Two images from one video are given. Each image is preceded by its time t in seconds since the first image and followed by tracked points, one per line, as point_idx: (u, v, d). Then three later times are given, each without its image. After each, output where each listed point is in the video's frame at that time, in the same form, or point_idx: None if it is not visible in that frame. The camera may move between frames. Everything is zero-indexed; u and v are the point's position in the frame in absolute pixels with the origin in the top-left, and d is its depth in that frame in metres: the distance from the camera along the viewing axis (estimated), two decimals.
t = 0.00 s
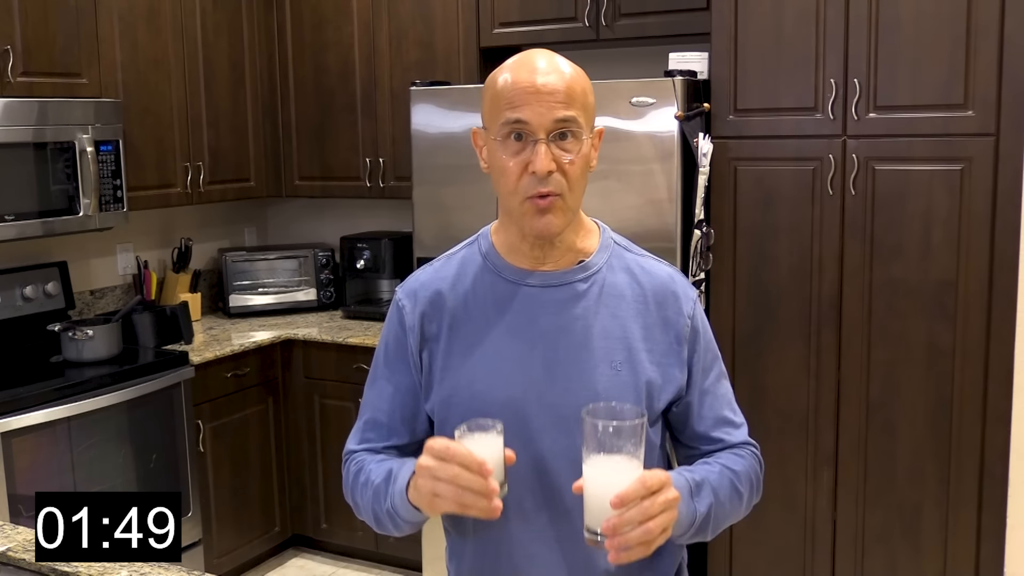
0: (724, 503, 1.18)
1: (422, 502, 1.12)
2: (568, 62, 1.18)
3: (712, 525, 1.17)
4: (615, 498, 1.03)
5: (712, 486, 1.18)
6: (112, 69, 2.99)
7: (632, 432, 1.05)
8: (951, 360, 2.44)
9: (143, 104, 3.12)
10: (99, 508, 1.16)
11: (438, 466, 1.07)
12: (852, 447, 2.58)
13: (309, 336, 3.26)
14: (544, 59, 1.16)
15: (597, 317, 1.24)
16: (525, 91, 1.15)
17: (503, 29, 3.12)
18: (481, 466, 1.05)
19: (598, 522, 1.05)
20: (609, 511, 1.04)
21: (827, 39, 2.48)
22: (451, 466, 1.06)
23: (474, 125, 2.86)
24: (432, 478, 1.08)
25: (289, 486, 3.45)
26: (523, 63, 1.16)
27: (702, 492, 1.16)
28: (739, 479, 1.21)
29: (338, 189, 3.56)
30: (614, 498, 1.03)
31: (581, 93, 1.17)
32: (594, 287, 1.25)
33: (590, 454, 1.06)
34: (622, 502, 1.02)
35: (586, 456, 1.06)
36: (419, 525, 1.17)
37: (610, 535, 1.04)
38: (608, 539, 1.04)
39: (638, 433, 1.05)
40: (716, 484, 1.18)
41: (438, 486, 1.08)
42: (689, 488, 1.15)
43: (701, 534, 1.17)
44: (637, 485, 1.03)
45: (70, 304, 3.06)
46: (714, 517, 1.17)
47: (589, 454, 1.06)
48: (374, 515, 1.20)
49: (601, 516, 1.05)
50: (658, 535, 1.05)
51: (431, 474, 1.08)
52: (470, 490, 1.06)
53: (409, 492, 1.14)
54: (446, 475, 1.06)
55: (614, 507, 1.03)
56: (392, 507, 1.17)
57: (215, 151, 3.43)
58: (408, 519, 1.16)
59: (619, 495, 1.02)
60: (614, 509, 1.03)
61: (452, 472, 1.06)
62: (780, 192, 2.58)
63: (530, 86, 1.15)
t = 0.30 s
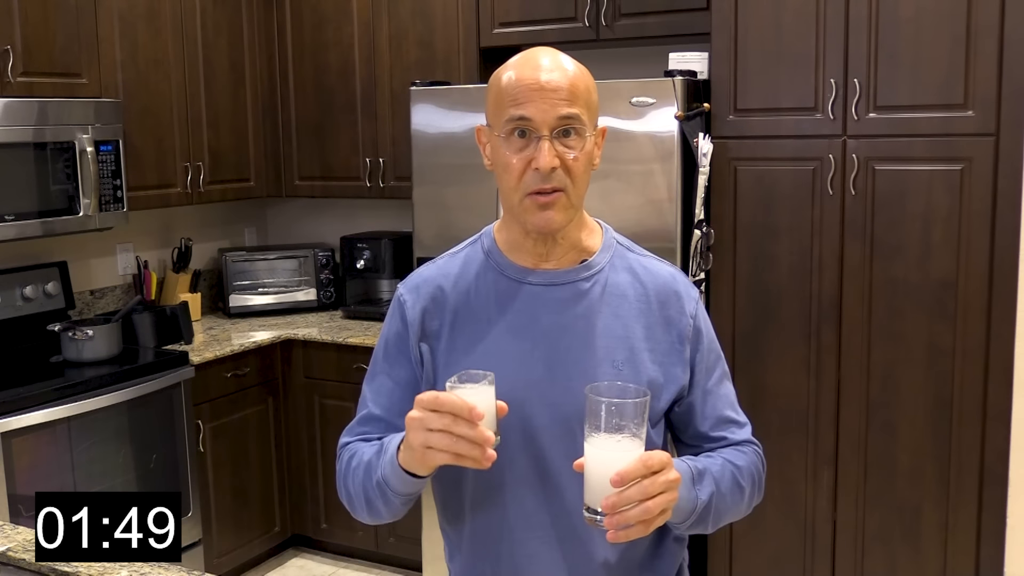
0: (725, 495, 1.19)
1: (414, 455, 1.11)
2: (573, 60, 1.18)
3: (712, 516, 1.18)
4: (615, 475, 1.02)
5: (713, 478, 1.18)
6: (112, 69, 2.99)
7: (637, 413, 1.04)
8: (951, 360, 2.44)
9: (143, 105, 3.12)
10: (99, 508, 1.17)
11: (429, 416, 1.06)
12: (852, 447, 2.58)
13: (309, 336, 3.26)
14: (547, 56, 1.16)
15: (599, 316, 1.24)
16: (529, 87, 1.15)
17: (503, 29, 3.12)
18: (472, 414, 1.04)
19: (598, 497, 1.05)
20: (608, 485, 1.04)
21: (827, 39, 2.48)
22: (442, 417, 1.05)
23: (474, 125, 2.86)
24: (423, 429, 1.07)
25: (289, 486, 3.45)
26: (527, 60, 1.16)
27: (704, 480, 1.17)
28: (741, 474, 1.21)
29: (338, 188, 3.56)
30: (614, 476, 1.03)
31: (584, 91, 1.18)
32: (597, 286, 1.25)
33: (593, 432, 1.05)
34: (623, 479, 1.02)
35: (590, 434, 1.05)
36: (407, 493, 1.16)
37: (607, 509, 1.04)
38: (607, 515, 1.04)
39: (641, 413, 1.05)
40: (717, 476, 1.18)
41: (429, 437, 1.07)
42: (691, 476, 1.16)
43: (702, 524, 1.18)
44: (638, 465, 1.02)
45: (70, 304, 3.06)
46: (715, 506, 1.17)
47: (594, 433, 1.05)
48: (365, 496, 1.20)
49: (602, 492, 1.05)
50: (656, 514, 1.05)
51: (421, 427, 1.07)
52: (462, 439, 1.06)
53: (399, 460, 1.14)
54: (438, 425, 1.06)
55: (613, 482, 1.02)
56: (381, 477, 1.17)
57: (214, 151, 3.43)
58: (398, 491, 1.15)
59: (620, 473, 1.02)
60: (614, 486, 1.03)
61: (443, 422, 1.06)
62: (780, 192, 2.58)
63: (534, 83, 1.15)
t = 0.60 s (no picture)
0: (724, 492, 1.18)
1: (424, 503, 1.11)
2: (581, 68, 1.15)
3: (711, 512, 1.18)
4: (614, 464, 1.03)
5: (711, 473, 1.18)
6: (112, 69, 2.99)
7: (637, 403, 1.04)
8: (951, 360, 2.44)
9: (143, 104, 3.12)
10: (99, 508, 1.18)
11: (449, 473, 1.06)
12: (852, 447, 2.58)
13: (309, 336, 3.26)
14: (556, 66, 1.14)
15: (601, 316, 1.24)
16: (538, 100, 1.13)
17: (503, 28, 3.12)
18: (485, 476, 1.04)
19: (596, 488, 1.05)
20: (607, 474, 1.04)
21: (827, 39, 2.48)
22: (457, 477, 1.06)
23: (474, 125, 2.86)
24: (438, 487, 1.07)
25: (289, 486, 3.45)
26: (535, 71, 1.14)
27: (703, 475, 1.17)
28: (741, 472, 1.21)
29: (338, 188, 3.56)
30: (613, 465, 1.03)
31: (593, 100, 1.16)
32: (597, 286, 1.25)
33: (591, 422, 1.05)
34: (622, 467, 1.02)
35: (587, 424, 1.06)
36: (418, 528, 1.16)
37: (605, 499, 1.04)
38: (604, 505, 1.04)
39: (640, 404, 1.05)
40: (717, 473, 1.19)
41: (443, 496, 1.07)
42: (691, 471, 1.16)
43: (701, 521, 1.18)
44: (638, 454, 1.03)
45: (70, 304, 3.06)
46: (714, 503, 1.17)
47: (591, 423, 1.05)
48: (376, 517, 1.20)
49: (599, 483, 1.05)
50: (654, 505, 1.05)
51: (438, 487, 1.07)
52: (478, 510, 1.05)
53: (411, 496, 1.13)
54: (454, 487, 1.06)
55: (612, 472, 1.03)
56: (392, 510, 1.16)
57: (214, 150, 3.42)
58: (408, 525, 1.15)
59: (619, 462, 1.02)
60: (612, 476, 1.03)
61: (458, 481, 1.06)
62: (780, 192, 2.58)
63: (543, 95, 1.13)
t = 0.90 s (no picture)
0: (734, 475, 1.16)
1: None
2: (581, 77, 1.15)
3: (723, 495, 1.15)
4: (619, 437, 0.99)
5: (719, 454, 1.16)
6: (112, 69, 2.99)
7: (633, 375, 1.01)
8: (951, 360, 2.44)
9: (142, 105, 3.12)
10: (99, 508, 1.18)
11: None
12: (852, 447, 2.58)
13: (309, 336, 3.26)
14: (557, 77, 1.13)
15: (598, 315, 1.24)
16: (541, 113, 1.13)
17: (503, 29, 3.12)
18: None
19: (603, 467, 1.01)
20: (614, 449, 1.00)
21: (827, 39, 2.48)
22: None
23: (474, 125, 2.86)
24: None
25: (289, 486, 3.45)
26: (537, 82, 1.13)
27: (710, 455, 1.15)
28: (751, 457, 1.19)
29: (338, 189, 3.56)
30: (618, 439, 0.99)
31: (594, 110, 1.15)
32: (594, 283, 1.25)
33: (589, 400, 1.01)
34: (628, 440, 0.98)
35: (584, 402, 1.01)
36: None
37: (614, 476, 1.00)
38: (615, 482, 1.00)
39: (638, 374, 1.01)
40: (725, 456, 1.16)
41: None
42: (700, 450, 1.13)
43: (711, 505, 1.15)
44: (642, 424, 0.99)
45: (70, 304, 3.06)
46: (724, 487, 1.15)
47: (588, 401, 1.01)
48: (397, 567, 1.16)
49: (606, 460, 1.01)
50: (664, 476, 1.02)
51: None
52: None
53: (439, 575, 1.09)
54: None
55: (619, 446, 0.99)
56: None
57: (214, 151, 3.42)
58: None
59: (623, 434, 0.98)
60: (619, 451, 0.99)
61: None
62: (780, 192, 2.58)
63: (547, 109, 1.13)
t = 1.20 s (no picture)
0: (756, 443, 1.12)
1: None
2: (567, 73, 1.15)
3: (748, 464, 1.11)
4: (640, 395, 0.98)
5: (738, 422, 1.12)
6: (112, 69, 2.99)
7: (625, 341, 1.02)
8: (951, 361, 2.44)
9: (142, 105, 3.12)
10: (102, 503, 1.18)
11: None
12: (852, 447, 2.58)
13: (309, 336, 3.26)
14: (542, 73, 1.14)
15: (592, 310, 1.24)
16: (528, 108, 1.13)
17: (503, 29, 3.12)
18: None
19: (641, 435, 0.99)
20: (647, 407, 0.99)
21: (827, 39, 2.48)
22: None
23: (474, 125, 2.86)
24: None
25: (289, 486, 3.45)
26: (523, 79, 1.14)
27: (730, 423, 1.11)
28: (771, 427, 1.14)
29: (338, 189, 3.56)
30: (639, 400, 0.98)
31: (580, 105, 1.16)
32: (586, 279, 1.25)
33: (597, 379, 1.01)
34: (650, 393, 0.98)
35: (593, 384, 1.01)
36: None
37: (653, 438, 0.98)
38: (656, 443, 0.98)
39: (632, 337, 1.03)
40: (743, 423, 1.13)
41: None
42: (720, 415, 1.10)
43: (738, 476, 1.11)
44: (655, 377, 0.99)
45: (70, 304, 3.06)
46: (749, 455, 1.11)
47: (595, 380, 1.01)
48: None
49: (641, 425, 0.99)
50: (699, 421, 1.00)
51: None
52: None
53: None
54: None
55: (643, 406, 0.98)
56: None
57: (214, 151, 3.43)
58: None
59: (644, 391, 0.98)
60: (645, 411, 0.98)
61: None
62: (780, 192, 2.58)
63: (534, 103, 1.13)
